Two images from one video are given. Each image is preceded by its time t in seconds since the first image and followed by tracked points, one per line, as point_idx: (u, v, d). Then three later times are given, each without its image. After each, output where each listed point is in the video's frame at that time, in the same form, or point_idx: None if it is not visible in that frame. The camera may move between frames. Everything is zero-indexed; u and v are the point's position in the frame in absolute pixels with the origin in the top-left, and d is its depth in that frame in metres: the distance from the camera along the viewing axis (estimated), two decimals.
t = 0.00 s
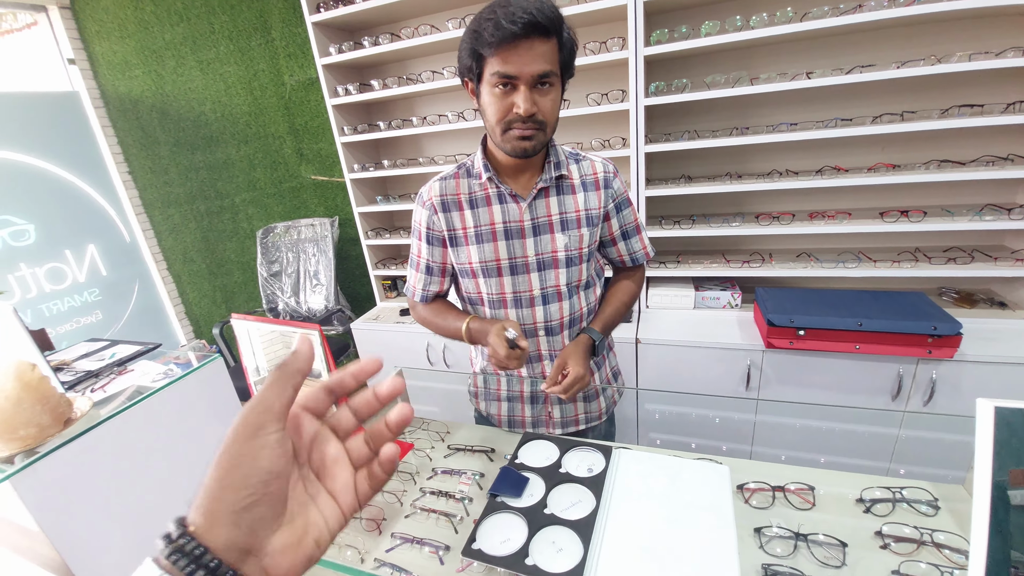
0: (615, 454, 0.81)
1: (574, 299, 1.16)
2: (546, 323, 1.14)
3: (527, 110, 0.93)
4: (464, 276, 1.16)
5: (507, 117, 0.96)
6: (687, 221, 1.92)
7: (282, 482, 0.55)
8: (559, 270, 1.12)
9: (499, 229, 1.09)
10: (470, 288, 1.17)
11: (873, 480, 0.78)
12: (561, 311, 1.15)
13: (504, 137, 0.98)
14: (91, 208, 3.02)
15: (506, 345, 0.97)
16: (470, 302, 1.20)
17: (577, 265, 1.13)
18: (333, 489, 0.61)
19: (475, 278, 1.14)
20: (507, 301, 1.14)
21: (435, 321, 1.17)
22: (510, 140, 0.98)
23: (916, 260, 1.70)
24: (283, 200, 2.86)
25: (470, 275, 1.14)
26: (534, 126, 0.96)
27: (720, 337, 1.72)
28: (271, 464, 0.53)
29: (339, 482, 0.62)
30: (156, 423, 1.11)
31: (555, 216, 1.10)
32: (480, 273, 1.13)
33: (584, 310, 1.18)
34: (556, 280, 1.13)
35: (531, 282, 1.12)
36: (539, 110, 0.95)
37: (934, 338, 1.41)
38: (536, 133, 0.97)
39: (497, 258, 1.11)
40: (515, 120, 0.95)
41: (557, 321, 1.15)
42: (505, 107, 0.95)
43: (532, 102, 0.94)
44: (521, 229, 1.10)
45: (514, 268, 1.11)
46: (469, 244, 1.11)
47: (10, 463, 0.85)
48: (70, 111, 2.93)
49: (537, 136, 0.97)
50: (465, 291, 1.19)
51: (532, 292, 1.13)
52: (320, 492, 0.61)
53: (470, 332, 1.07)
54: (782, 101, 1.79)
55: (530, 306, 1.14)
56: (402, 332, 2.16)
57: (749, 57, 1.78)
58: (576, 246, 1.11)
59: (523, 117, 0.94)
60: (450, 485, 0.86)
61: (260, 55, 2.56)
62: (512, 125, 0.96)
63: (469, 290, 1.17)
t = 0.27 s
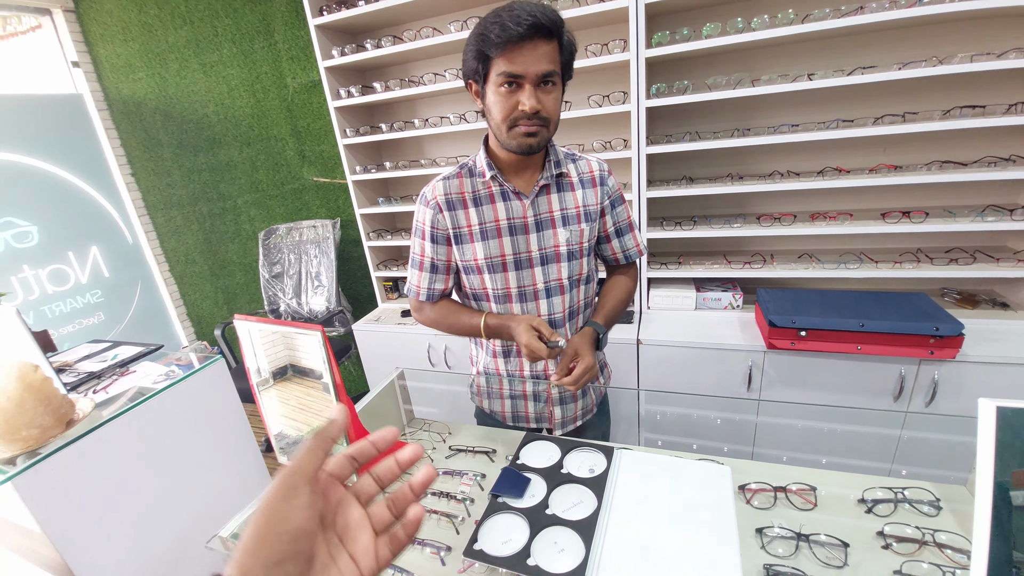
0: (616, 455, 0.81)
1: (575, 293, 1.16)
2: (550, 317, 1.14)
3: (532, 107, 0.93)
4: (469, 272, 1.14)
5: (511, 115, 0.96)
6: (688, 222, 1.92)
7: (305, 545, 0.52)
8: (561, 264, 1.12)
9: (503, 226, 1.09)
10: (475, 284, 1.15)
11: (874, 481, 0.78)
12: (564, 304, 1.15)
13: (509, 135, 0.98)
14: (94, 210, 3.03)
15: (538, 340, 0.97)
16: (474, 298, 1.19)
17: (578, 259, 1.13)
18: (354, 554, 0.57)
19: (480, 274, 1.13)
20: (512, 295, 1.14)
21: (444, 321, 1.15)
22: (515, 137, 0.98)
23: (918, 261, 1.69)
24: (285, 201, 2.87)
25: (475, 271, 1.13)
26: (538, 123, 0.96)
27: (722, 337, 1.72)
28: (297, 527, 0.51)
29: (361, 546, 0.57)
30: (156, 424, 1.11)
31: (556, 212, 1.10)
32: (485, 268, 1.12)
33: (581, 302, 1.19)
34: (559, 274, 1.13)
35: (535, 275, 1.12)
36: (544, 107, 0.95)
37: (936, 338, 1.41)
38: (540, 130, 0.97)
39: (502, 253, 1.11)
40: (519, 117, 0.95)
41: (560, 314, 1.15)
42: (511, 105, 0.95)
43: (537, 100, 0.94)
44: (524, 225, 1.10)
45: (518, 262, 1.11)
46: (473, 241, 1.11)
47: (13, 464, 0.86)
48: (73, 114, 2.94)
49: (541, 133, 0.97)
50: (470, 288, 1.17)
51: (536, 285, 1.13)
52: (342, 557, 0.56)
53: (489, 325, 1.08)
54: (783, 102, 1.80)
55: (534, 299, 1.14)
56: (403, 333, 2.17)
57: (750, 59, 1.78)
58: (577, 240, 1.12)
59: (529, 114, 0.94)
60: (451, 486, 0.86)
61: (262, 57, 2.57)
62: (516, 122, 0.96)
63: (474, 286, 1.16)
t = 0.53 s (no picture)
0: (620, 450, 0.81)
1: (579, 285, 1.16)
2: (554, 308, 1.14)
3: (537, 96, 0.92)
4: (475, 263, 1.14)
5: (516, 104, 0.95)
6: (693, 217, 1.91)
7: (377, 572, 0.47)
8: (565, 255, 1.12)
9: (508, 217, 1.09)
10: (480, 275, 1.15)
11: (878, 478, 0.78)
12: (568, 295, 1.15)
13: (513, 125, 0.97)
14: (98, 202, 3.04)
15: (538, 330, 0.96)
16: (479, 289, 1.18)
17: (582, 251, 1.13)
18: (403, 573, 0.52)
19: (485, 265, 1.13)
20: (516, 286, 1.13)
21: (448, 311, 1.15)
22: (520, 126, 0.97)
23: (924, 258, 1.68)
24: (289, 194, 2.87)
25: (480, 262, 1.13)
26: (543, 112, 0.95)
27: (726, 333, 1.72)
28: (387, 555, 0.47)
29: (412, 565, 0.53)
30: (160, 415, 1.12)
31: (561, 204, 1.09)
32: (490, 259, 1.12)
33: (585, 294, 1.18)
34: (562, 265, 1.12)
35: (539, 266, 1.12)
36: (548, 96, 0.94)
37: (941, 336, 1.40)
38: (545, 119, 0.96)
39: (507, 244, 1.10)
40: (524, 106, 0.94)
41: (564, 305, 1.15)
42: (515, 95, 0.94)
43: (541, 89, 0.93)
44: (529, 216, 1.10)
45: (523, 253, 1.11)
46: (479, 232, 1.10)
47: (18, 453, 0.87)
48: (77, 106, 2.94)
49: (546, 122, 0.96)
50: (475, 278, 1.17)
51: (540, 276, 1.12)
52: None
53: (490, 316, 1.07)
54: (790, 97, 1.78)
55: (538, 290, 1.13)
56: (406, 327, 2.17)
57: (757, 52, 1.76)
58: (581, 232, 1.11)
59: (533, 103, 0.93)
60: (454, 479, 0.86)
61: (266, 50, 2.56)
62: (521, 112, 0.95)
63: (479, 276, 1.16)
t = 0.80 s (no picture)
0: (627, 445, 0.81)
1: (587, 279, 1.15)
2: (562, 302, 1.14)
3: (541, 88, 0.92)
4: (483, 258, 1.14)
5: (521, 97, 0.94)
6: (699, 211, 1.89)
7: None
8: (573, 250, 1.11)
9: (516, 212, 1.08)
10: (489, 269, 1.15)
11: (890, 472, 0.77)
12: (575, 290, 1.14)
13: (518, 118, 0.96)
14: (107, 204, 3.07)
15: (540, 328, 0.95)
16: (488, 284, 1.18)
17: (590, 245, 1.12)
18: None
19: (494, 259, 1.13)
20: (524, 281, 1.13)
21: (458, 305, 1.15)
22: (525, 120, 0.96)
23: (936, 250, 1.66)
24: (294, 193, 2.88)
25: (489, 256, 1.13)
26: (548, 104, 0.94)
27: (733, 327, 1.71)
28: None
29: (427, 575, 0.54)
30: (170, 413, 1.13)
31: (568, 198, 1.09)
32: (498, 253, 1.11)
33: (593, 289, 1.18)
34: (570, 260, 1.12)
35: (547, 261, 1.11)
36: (553, 89, 0.93)
37: (954, 328, 1.38)
38: (550, 112, 0.95)
39: (514, 239, 1.10)
40: (528, 99, 0.94)
41: (572, 299, 1.15)
42: (520, 88, 0.94)
43: (546, 81, 0.92)
44: (536, 211, 1.09)
45: (531, 248, 1.11)
46: (487, 227, 1.10)
47: (33, 451, 0.89)
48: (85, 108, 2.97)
49: (551, 114, 0.96)
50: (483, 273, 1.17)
51: (548, 271, 1.12)
52: None
53: (499, 312, 1.07)
54: (797, 87, 1.76)
55: (545, 284, 1.13)
56: (413, 324, 2.17)
57: (764, 43, 1.74)
58: (589, 226, 1.11)
59: (538, 96, 0.93)
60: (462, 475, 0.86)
61: (269, 49, 2.56)
62: (526, 105, 0.95)
63: (488, 270, 1.16)
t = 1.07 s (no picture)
0: (625, 443, 0.81)
1: (586, 276, 1.15)
2: (561, 299, 1.13)
3: (541, 83, 0.91)
4: (483, 254, 1.13)
5: (521, 92, 0.94)
6: (697, 208, 1.89)
7: None
8: (572, 246, 1.11)
9: (515, 208, 1.08)
10: (488, 266, 1.15)
11: (886, 468, 0.77)
12: (575, 286, 1.14)
13: (518, 113, 0.96)
14: (101, 201, 3.04)
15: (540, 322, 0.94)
16: (488, 280, 1.18)
17: (589, 241, 1.12)
18: None
19: (493, 255, 1.12)
20: (524, 277, 1.12)
21: (458, 301, 1.14)
22: (525, 115, 0.96)
23: (932, 247, 1.66)
24: (290, 190, 2.87)
25: (488, 252, 1.12)
26: (548, 99, 0.94)
27: (730, 325, 1.71)
28: None
29: None
30: (164, 412, 1.12)
31: (568, 194, 1.08)
32: (498, 250, 1.11)
33: (593, 286, 1.18)
34: (569, 256, 1.12)
35: (546, 257, 1.11)
36: (553, 83, 0.92)
37: (950, 325, 1.39)
38: (550, 107, 0.95)
39: (514, 235, 1.09)
40: (528, 94, 0.93)
41: (571, 296, 1.14)
42: (520, 83, 0.93)
43: (546, 76, 0.91)
44: (536, 207, 1.09)
45: (530, 244, 1.10)
46: (486, 223, 1.10)
47: (26, 451, 0.88)
48: (78, 104, 2.93)
49: (551, 110, 0.95)
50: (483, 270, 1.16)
51: (547, 267, 1.12)
52: None
53: (499, 308, 1.06)
54: (794, 84, 1.75)
55: (545, 281, 1.13)
56: (410, 322, 2.17)
57: (761, 39, 1.74)
58: (589, 223, 1.10)
59: (538, 90, 0.92)
60: (459, 473, 0.86)
61: (264, 45, 2.54)
62: (526, 100, 0.94)
63: (487, 267, 1.15)
